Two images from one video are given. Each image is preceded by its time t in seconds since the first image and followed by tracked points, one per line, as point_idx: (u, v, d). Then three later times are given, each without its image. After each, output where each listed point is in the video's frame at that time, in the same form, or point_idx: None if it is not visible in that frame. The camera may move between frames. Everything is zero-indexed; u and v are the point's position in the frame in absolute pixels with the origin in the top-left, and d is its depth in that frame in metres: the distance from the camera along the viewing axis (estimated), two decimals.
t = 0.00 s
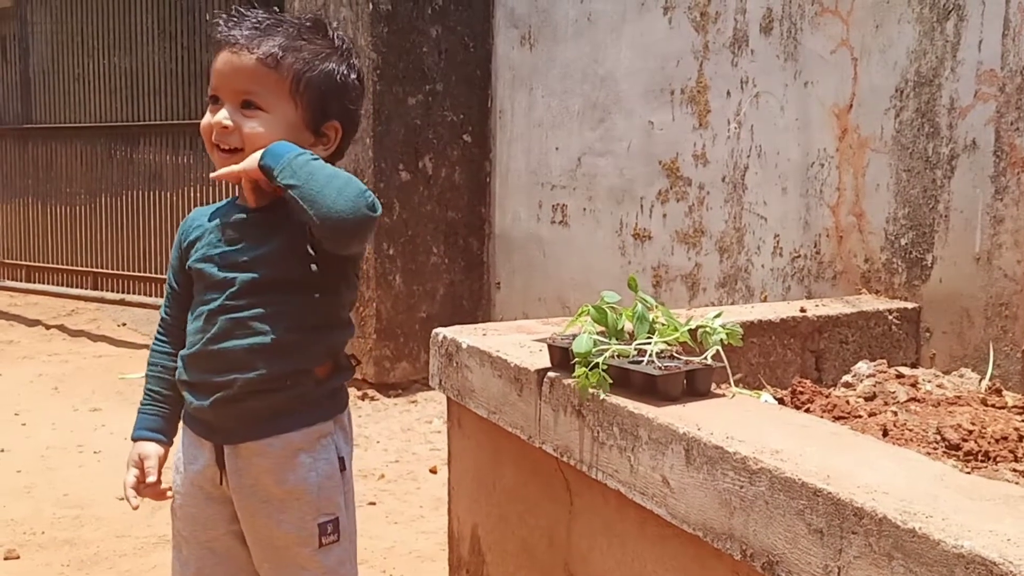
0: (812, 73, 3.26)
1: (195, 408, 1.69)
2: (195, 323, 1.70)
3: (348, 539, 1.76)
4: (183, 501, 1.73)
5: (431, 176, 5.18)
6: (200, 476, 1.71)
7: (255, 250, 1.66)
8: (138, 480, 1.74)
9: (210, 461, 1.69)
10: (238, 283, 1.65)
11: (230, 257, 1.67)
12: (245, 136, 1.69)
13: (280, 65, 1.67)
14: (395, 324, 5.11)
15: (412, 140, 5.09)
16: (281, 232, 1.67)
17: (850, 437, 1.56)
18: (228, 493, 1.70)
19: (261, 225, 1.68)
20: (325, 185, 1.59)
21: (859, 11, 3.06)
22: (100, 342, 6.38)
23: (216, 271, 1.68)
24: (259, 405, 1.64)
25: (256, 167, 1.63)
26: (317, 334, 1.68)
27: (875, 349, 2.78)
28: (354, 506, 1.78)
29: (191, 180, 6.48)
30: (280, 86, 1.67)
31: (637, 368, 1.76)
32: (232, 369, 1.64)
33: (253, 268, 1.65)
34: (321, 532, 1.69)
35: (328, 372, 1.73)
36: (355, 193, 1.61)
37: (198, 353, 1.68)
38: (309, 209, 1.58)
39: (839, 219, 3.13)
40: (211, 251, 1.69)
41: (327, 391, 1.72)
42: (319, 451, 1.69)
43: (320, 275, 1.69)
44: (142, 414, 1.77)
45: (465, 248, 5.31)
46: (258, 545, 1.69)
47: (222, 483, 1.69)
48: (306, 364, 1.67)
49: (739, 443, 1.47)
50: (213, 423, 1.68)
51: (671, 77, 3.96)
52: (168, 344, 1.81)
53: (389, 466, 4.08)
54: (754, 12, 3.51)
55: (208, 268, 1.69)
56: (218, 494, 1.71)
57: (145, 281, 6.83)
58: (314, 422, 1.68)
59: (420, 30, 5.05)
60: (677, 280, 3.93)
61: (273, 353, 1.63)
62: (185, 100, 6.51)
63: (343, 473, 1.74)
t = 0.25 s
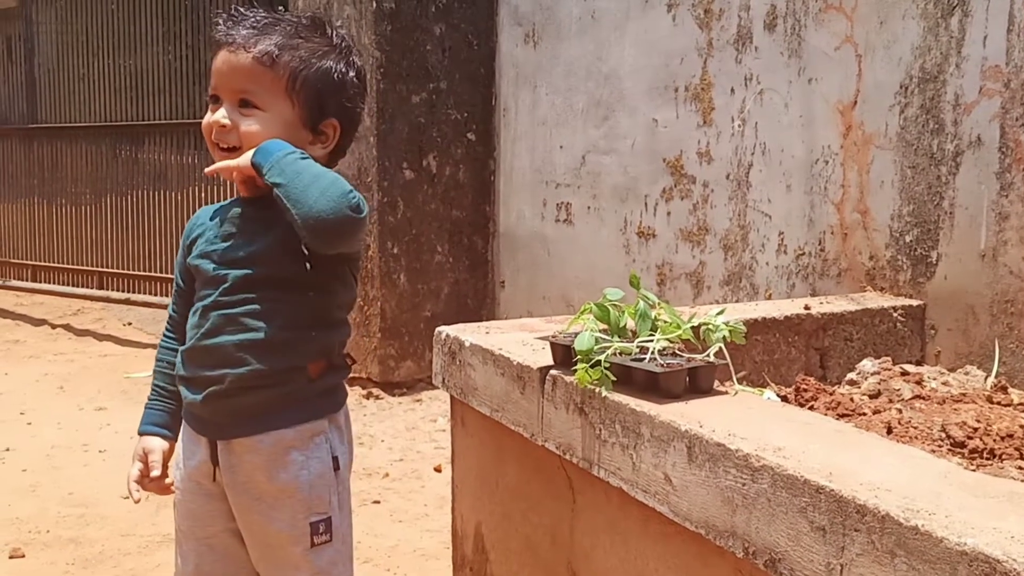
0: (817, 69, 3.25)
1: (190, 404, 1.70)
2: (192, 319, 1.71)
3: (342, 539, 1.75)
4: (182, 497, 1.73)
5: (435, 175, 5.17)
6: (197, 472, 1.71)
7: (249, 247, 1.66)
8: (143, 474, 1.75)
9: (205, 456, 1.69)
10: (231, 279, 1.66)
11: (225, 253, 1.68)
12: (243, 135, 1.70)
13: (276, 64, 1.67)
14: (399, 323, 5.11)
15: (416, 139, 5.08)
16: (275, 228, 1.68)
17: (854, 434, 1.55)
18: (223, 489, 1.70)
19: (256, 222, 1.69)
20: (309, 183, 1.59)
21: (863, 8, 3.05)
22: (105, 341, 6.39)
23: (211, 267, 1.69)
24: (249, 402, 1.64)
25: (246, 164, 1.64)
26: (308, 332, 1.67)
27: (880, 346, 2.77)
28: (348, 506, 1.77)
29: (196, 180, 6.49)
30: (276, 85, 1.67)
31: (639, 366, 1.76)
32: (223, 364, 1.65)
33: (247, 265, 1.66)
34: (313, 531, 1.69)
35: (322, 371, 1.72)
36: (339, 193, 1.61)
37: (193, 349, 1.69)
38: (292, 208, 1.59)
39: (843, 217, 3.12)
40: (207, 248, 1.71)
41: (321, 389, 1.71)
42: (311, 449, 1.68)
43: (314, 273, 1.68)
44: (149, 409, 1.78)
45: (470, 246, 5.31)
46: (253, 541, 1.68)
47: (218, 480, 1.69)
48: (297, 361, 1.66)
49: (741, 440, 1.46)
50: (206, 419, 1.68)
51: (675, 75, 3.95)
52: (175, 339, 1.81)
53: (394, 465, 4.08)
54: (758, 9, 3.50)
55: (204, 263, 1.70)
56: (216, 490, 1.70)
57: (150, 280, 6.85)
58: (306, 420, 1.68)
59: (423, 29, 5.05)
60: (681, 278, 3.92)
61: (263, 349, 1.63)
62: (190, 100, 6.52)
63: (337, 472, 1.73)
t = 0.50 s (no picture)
0: (821, 64, 3.24)
1: (182, 398, 1.70)
2: (188, 312, 1.71)
3: (334, 536, 1.74)
4: (181, 492, 1.73)
5: (439, 171, 5.17)
6: (192, 467, 1.71)
7: (245, 241, 1.67)
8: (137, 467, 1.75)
9: (199, 451, 1.69)
10: (226, 272, 1.66)
11: (222, 246, 1.68)
12: (256, 133, 1.68)
13: (293, 63, 1.67)
14: (404, 319, 5.11)
15: (420, 135, 5.08)
16: (273, 224, 1.68)
17: (860, 429, 1.55)
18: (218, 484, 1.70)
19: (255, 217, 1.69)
20: (309, 182, 1.59)
21: (868, 2, 3.04)
22: (110, 338, 6.40)
23: (208, 260, 1.69)
24: (241, 397, 1.64)
25: (256, 157, 1.65)
26: (301, 327, 1.67)
27: (885, 342, 2.76)
28: (342, 504, 1.77)
29: (200, 177, 6.49)
30: (293, 84, 1.67)
31: (644, 361, 1.75)
32: (215, 358, 1.64)
33: (243, 258, 1.66)
34: (304, 528, 1.68)
35: (314, 369, 1.71)
36: (337, 196, 1.60)
37: (187, 342, 1.69)
38: (289, 203, 1.59)
39: (849, 212, 3.11)
40: (205, 240, 1.71)
41: (313, 387, 1.70)
42: (303, 446, 1.68)
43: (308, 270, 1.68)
44: (148, 402, 1.78)
45: (474, 242, 5.31)
46: (246, 536, 1.69)
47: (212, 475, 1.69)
48: (289, 358, 1.66)
49: (747, 436, 1.46)
50: (198, 412, 1.68)
51: (679, 70, 3.95)
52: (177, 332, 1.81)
53: (398, 461, 4.08)
54: (762, 3, 3.49)
55: (201, 256, 1.70)
56: (211, 484, 1.71)
57: (155, 277, 6.86)
58: (298, 417, 1.67)
59: (427, 25, 5.04)
60: (685, 274, 3.91)
61: (255, 343, 1.63)
62: (194, 97, 6.52)
63: (330, 470, 1.73)
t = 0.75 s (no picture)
0: (826, 56, 3.23)
1: (184, 389, 1.69)
2: (191, 301, 1.69)
3: (334, 528, 1.75)
4: (178, 486, 1.73)
5: (443, 164, 5.16)
6: (192, 460, 1.71)
7: (253, 232, 1.66)
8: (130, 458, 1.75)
9: (201, 443, 1.69)
10: (233, 262, 1.65)
11: (229, 236, 1.67)
12: (273, 128, 1.69)
13: (315, 61, 1.68)
14: (408, 312, 5.11)
15: (424, 128, 5.08)
16: (281, 218, 1.68)
17: (866, 420, 1.54)
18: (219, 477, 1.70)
19: (260, 208, 1.69)
20: (344, 185, 1.61)
21: None
22: (115, 332, 6.42)
23: (212, 249, 1.68)
24: (248, 389, 1.64)
25: (280, 156, 1.64)
26: (307, 321, 1.67)
27: (891, 334, 2.76)
28: (342, 496, 1.78)
29: (204, 170, 6.49)
30: (313, 81, 1.68)
31: (650, 353, 1.75)
32: (222, 350, 1.64)
33: (251, 249, 1.65)
34: (306, 520, 1.69)
35: (317, 362, 1.72)
36: (371, 200, 1.63)
37: (191, 331, 1.68)
38: (322, 206, 1.60)
39: (854, 204, 3.10)
40: (210, 229, 1.69)
41: (316, 380, 1.71)
42: (306, 438, 1.69)
43: (314, 265, 1.68)
44: (140, 392, 1.78)
45: (478, 236, 5.30)
46: (247, 529, 1.69)
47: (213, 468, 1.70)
48: (296, 352, 1.66)
49: (752, 427, 1.46)
50: (201, 404, 1.67)
51: (684, 62, 3.93)
52: (170, 321, 1.80)
53: (404, 454, 4.09)
54: None
55: (206, 244, 1.69)
56: (212, 477, 1.71)
57: (160, 271, 6.87)
58: (301, 410, 1.68)
59: (431, 17, 5.03)
60: (690, 266, 3.91)
61: (264, 336, 1.63)
62: (198, 90, 6.52)
63: (330, 462, 1.73)
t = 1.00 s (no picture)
0: (828, 51, 3.22)
1: (197, 386, 1.69)
2: (201, 297, 1.69)
3: (346, 520, 1.75)
4: (186, 482, 1.73)
5: (445, 161, 5.16)
6: (203, 456, 1.71)
7: (266, 229, 1.66)
8: (125, 452, 1.74)
9: (211, 438, 1.70)
10: (245, 259, 1.65)
11: (241, 232, 1.67)
12: (286, 129, 1.69)
13: (329, 63, 1.68)
14: (410, 309, 5.11)
15: (425, 125, 5.08)
16: (293, 214, 1.68)
17: (867, 416, 1.54)
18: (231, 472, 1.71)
19: (271, 204, 1.69)
20: (367, 191, 1.62)
21: None
22: (116, 329, 6.42)
23: (223, 245, 1.67)
24: (263, 384, 1.65)
25: (297, 160, 1.63)
26: (320, 316, 1.68)
27: (892, 330, 2.76)
28: (353, 488, 1.78)
29: (205, 167, 6.49)
30: (327, 84, 1.69)
31: (651, 349, 1.75)
32: (238, 346, 1.64)
33: (264, 245, 1.65)
34: (320, 512, 1.69)
35: (330, 356, 1.73)
36: (394, 204, 1.64)
37: (203, 328, 1.68)
38: (346, 212, 1.61)
39: (855, 200, 3.10)
40: (220, 225, 1.69)
41: (329, 374, 1.72)
42: (319, 430, 1.69)
43: (326, 260, 1.69)
44: (138, 386, 1.77)
45: (480, 232, 5.30)
46: (260, 523, 1.69)
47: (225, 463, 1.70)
48: (311, 347, 1.67)
49: (754, 423, 1.46)
50: (215, 399, 1.67)
51: (685, 58, 3.93)
52: (167, 315, 1.81)
53: (405, 451, 4.09)
54: None
55: (216, 240, 1.68)
56: (223, 472, 1.71)
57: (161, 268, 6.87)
58: (314, 403, 1.69)
59: (432, 14, 5.03)
60: (691, 263, 3.91)
61: (279, 331, 1.64)
62: (199, 88, 6.52)
63: (342, 454, 1.74)
